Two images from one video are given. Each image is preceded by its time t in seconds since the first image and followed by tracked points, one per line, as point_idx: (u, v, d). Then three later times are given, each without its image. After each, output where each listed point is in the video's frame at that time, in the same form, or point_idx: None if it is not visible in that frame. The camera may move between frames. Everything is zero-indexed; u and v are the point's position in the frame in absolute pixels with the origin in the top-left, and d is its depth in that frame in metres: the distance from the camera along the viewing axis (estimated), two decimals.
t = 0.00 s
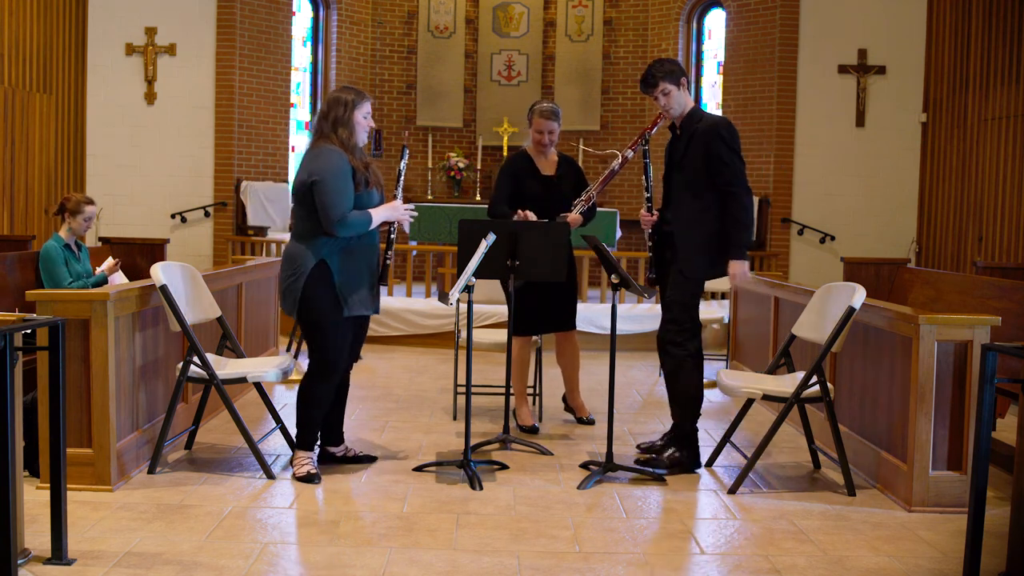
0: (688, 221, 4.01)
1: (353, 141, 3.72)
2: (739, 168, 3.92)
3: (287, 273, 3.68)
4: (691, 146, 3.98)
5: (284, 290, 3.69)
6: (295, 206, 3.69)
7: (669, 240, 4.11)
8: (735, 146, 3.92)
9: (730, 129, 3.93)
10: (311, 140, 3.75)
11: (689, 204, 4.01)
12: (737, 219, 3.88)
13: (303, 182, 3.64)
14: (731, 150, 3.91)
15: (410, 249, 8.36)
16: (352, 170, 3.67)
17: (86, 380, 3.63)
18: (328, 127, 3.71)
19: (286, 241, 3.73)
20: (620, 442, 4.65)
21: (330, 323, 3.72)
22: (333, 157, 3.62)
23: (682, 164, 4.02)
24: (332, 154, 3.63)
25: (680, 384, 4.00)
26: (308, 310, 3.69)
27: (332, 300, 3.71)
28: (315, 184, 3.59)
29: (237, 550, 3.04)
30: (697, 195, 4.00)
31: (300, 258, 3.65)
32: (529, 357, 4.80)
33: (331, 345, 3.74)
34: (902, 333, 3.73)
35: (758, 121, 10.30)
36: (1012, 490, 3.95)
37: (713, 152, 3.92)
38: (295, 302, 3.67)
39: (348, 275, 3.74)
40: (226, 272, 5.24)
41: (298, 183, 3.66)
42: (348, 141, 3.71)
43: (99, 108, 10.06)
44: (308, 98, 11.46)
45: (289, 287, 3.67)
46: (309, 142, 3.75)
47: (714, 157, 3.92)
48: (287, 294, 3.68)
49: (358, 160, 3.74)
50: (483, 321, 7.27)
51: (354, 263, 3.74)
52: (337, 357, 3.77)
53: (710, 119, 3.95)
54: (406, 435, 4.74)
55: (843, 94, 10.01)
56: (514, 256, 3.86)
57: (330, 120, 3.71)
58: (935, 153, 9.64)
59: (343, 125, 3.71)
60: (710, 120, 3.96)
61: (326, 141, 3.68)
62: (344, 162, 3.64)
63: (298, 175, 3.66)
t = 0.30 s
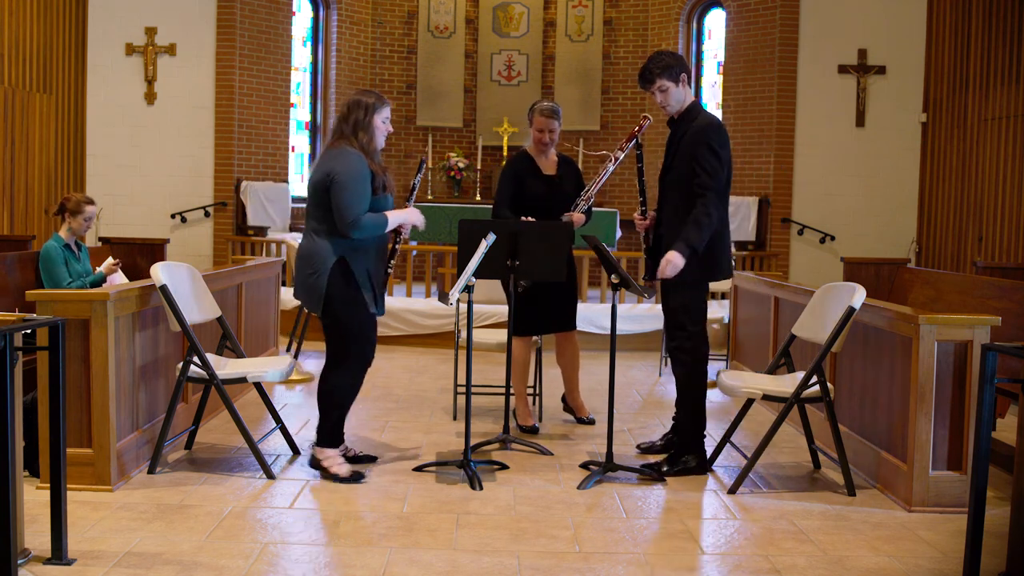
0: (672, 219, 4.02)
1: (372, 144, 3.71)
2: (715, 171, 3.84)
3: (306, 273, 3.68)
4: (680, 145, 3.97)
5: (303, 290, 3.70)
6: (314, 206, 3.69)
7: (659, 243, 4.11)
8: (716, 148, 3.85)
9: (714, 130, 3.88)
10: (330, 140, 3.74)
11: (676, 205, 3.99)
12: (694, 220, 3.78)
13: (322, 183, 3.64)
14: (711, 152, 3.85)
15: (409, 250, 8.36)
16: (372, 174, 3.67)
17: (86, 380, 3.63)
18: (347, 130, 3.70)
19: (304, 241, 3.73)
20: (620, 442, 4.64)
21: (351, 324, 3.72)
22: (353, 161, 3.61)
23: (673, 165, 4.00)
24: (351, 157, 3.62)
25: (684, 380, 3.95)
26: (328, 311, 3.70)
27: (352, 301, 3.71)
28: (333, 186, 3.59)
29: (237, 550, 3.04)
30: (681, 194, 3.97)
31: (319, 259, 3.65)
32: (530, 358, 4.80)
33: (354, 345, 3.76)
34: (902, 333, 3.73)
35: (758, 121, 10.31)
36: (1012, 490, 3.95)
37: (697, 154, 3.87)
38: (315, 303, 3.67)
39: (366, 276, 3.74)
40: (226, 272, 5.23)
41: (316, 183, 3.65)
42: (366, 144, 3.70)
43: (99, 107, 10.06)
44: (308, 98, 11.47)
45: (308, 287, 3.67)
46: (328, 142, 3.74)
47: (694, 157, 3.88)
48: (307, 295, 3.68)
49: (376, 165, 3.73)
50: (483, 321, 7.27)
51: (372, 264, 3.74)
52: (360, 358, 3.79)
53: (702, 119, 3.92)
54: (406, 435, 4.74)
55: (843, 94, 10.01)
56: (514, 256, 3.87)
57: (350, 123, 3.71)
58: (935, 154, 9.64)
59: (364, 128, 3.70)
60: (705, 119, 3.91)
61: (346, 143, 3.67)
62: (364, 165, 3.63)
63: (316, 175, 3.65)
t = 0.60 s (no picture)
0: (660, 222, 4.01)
1: (388, 146, 3.69)
2: (701, 181, 3.80)
3: (331, 276, 3.59)
4: (671, 147, 3.96)
5: (326, 294, 3.60)
6: (335, 207, 3.62)
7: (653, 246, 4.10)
8: (706, 157, 3.81)
9: (704, 137, 3.83)
10: (347, 141, 3.68)
11: (667, 211, 3.97)
12: (673, 233, 3.74)
13: (347, 185, 3.58)
14: (698, 161, 3.80)
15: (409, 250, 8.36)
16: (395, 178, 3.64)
17: (86, 380, 3.63)
18: (365, 132, 3.66)
19: (323, 244, 3.64)
20: (620, 443, 4.65)
21: (372, 329, 3.66)
22: (379, 161, 3.57)
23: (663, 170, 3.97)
24: (377, 158, 3.59)
25: (687, 376, 3.95)
26: (354, 314, 3.63)
27: (377, 304, 3.66)
28: (362, 188, 3.53)
29: (237, 550, 3.04)
30: (670, 200, 3.95)
31: (346, 261, 3.59)
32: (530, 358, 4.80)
33: (372, 349, 3.68)
34: (902, 333, 3.73)
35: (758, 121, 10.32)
36: (1012, 490, 3.95)
37: (684, 159, 3.84)
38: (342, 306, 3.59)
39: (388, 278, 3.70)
40: (226, 272, 5.23)
41: (339, 184, 3.59)
42: (384, 146, 3.68)
43: (99, 107, 10.06)
44: (308, 98, 11.47)
45: (334, 290, 3.58)
46: (344, 144, 3.68)
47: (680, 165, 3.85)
48: (331, 298, 3.59)
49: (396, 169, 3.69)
50: (483, 321, 7.27)
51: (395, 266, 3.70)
52: (376, 363, 3.72)
53: (695, 124, 3.89)
54: (406, 435, 4.75)
55: (843, 94, 10.01)
56: (514, 256, 3.86)
57: (367, 124, 3.66)
58: (935, 154, 9.64)
59: (381, 130, 3.67)
60: (699, 123, 3.89)
61: (366, 144, 3.64)
62: (388, 166, 3.60)
63: (339, 175, 3.59)
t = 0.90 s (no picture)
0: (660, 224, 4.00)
1: (408, 146, 3.68)
2: (700, 182, 3.80)
3: (351, 277, 3.57)
4: (669, 148, 3.96)
5: (345, 295, 3.57)
6: (356, 207, 3.59)
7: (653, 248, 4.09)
8: (704, 157, 3.81)
9: (702, 137, 3.83)
10: (364, 139, 3.66)
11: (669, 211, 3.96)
12: (673, 235, 3.75)
13: (368, 183, 3.56)
14: (698, 162, 3.80)
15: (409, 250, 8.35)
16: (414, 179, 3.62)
17: (86, 380, 3.63)
18: (384, 132, 3.65)
19: (340, 242, 3.60)
20: (620, 443, 4.65)
21: (386, 329, 3.65)
22: (400, 160, 3.57)
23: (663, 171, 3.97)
24: (399, 157, 3.58)
25: (687, 377, 3.94)
26: (371, 316, 3.62)
27: (392, 305, 3.67)
28: (385, 185, 3.53)
29: (237, 550, 3.04)
30: (670, 201, 3.95)
31: (368, 262, 3.58)
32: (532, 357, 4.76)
33: (382, 351, 3.67)
34: (902, 333, 3.72)
35: (758, 121, 10.32)
36: (1012, 490, 3.95)
37: (682, 160, 3.84)
38: (363, 308, 3.58)
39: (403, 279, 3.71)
40: (226, 272, 5.23)
41: (362, 183, 3.57)
42: (404, 146, 3.66)
43: (99, 107, 10.06)
44: (308, 98, 11.48)
45: (356, 291, 3.57)
46: (361, 141, 3.65)
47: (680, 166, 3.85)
48: (352, 300, 3.57)
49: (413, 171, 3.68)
50: (483, 321, 7.27)
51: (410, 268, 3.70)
52: (383, 364, 3.71)
53: (693, 125, 3.89)
54: (406, 435, 4.75)
55: (843, 94, 10.01)
56: (514, 256, 3.87)
57: (386, 124, 3.64)
58: (935, 153, 9.64)
59: (400, 130, 3.65)
60: (696, 123, 3.89)
61: (384, 143, 3.62)
62: (409, 165, 3.59)
63: (362, 174, 3.57)
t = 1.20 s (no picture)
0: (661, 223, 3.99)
1: (420, 147, 3.68)
2: (703, 179, 3.80)
3: (364, 279, 3.55)
4: (668, 147, 3.95)
5: (357, 297, 3.55)
6: (370, 208, 3.57)
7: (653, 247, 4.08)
8: (703, 155, 3.81)
9: (701, 135, 3.83)
10: (375, 137, 3.64)
11: (672, 210, 3.96)
12: (680, 232, 3.74)
13: (381, 184, 3.55)
14: (700, 160, 3.80)
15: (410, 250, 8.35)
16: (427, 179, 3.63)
17: (86, 380, 3.63)
18: (397, 132, 3.65)
19: (351, 243, 3.57)
20: (620, 442, 4.65)
21: (392, 329, 3.67)
22: (414, 160, 3.56)
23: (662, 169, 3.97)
24: (414, 157, 3.59)
25: (687, 377, 3.94)
26: (381, 318, 3.62)
27: (400, 306, 3.68)
28: (398, 187, 3.52)
29: (237, 550, 3.04)
30: (671, 200, 3.94)
31: (381, 264, 3.57)
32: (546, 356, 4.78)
33: (385, 351, 3.68)
34: (902, 333, 3.73)
35: (758, 120, 10.32)
36: (1012, 490, 3.95)
37: (682, 159, 3.84)
38: (376, 311, 3.58)
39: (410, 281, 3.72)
40: (226, 272, 5.23)
41: (376, 184, 3.55)
42: (418, 147, 3.68)
43: (99, 107, 10.06)
44: (308, 98, 11.48)
45: (369, 294, 3.56)
46: (373, 140, 3.63)
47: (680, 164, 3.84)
48: (365, 302, 3.56)
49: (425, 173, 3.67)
50: (483, 321, 7.27)
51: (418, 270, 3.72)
52: (384, 364, 3.70)
53: (691, 124, 3.88)
54: (406, 435, 4.75)
55: (843, 94, 10.01)
56: (514, 256, 3.87)
57: (398, 124, 3.65)
58: (935, 154, 9.64)
59: (414, 131, 3.66)
60: (693, 121, 3.89)
61: (396, 143, 3.62)
62: (422, 166, 3.59)
63: (376, 175, 3.55)
